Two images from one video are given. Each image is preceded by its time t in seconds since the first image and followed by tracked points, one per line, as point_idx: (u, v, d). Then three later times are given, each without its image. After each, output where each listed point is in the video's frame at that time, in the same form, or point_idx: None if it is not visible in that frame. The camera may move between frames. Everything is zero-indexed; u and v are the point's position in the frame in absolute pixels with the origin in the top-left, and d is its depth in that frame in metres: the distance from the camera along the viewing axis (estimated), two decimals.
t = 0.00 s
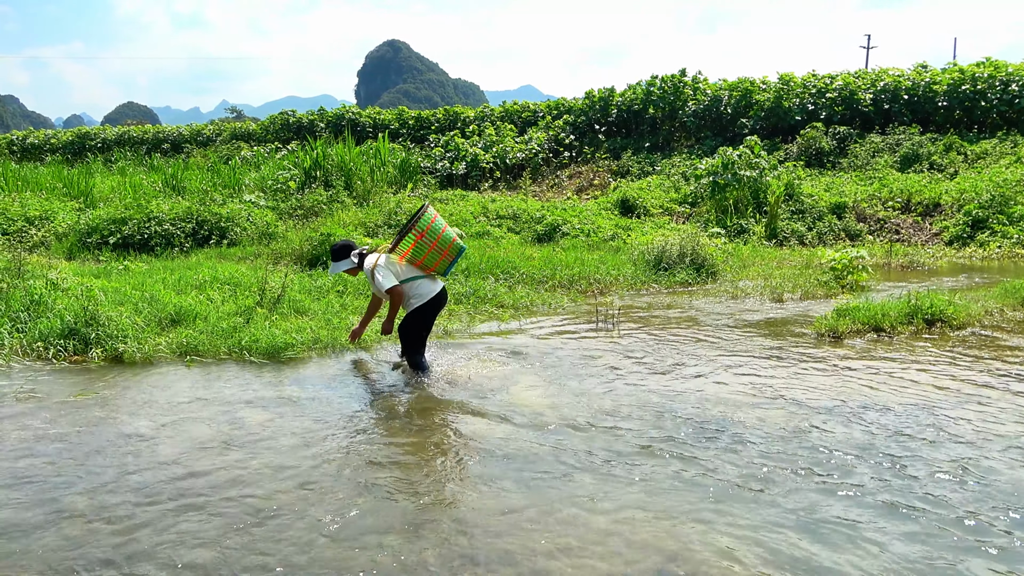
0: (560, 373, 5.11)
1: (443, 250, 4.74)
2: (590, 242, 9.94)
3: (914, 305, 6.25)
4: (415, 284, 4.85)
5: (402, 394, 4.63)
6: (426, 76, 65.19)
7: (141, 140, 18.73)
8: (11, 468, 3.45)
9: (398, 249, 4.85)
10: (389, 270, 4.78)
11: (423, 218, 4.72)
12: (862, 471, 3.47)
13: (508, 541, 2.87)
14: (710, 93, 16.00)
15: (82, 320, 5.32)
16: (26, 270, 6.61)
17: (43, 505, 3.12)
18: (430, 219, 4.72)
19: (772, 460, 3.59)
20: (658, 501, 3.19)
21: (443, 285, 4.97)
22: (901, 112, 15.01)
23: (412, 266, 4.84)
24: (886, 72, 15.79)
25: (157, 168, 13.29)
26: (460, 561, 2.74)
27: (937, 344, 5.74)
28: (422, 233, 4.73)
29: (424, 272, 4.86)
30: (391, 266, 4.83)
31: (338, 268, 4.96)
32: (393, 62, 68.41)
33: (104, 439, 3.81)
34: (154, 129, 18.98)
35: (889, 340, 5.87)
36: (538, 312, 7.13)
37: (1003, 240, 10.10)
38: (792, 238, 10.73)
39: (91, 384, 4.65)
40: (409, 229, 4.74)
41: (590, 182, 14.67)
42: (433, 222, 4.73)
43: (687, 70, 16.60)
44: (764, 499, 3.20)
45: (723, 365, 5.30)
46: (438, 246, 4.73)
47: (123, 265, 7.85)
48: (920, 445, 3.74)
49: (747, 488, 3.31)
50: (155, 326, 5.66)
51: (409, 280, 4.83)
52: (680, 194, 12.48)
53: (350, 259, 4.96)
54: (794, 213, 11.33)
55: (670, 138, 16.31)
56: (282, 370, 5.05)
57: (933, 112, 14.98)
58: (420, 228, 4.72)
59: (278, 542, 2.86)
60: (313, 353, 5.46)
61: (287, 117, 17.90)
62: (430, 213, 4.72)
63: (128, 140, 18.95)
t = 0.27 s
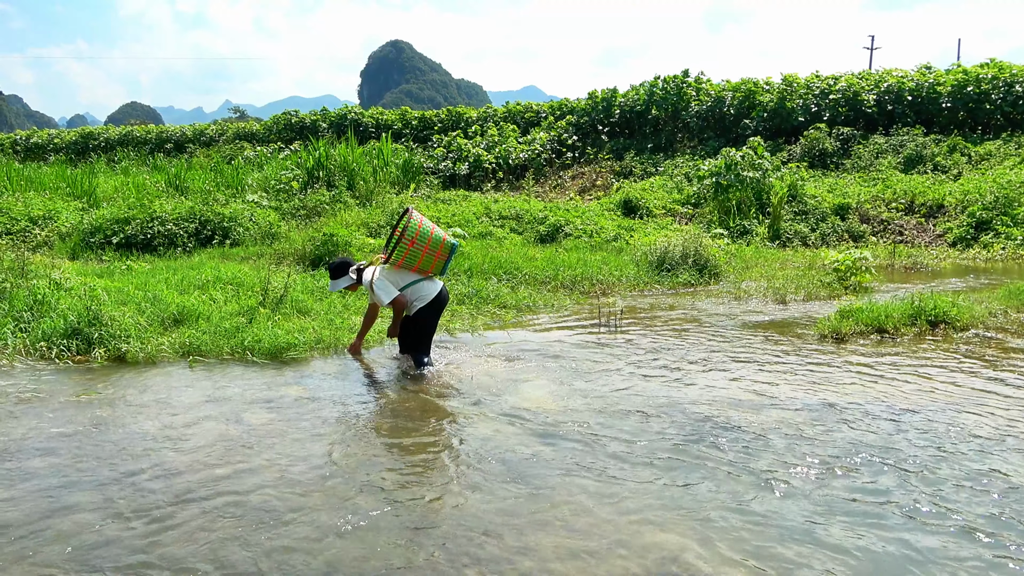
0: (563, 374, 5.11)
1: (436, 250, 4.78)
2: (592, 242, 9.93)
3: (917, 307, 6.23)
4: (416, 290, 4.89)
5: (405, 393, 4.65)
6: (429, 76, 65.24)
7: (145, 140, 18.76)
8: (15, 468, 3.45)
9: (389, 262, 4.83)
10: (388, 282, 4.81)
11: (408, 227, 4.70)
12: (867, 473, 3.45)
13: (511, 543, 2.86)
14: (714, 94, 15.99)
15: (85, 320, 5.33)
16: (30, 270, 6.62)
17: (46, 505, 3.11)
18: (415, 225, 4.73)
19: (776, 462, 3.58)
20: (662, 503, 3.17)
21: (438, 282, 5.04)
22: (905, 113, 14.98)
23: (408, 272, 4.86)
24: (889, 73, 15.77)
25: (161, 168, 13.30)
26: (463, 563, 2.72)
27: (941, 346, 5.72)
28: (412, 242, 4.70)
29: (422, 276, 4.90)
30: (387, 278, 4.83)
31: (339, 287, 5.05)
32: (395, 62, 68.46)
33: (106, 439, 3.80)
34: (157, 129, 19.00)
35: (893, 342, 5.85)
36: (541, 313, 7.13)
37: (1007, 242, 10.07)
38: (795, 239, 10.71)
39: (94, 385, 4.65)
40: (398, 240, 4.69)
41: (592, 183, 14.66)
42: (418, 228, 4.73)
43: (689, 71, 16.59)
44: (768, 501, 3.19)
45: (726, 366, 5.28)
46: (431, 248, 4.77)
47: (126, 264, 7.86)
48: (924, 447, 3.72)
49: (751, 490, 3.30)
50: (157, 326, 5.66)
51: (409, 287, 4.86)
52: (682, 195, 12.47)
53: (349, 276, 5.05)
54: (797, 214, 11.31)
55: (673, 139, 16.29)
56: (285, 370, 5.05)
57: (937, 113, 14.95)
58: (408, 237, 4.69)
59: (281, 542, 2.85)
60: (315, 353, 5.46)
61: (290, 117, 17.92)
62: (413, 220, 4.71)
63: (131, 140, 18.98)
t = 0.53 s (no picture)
0: (565, 375, 5.11)
1: (435, 251, 4.82)
2: (595, 244, 9.93)
3: (920, 309, 6.22)
4: (417, 292, 4.93)
5: (408, 395, 4.66)
6: (432, 77, 65.31)
7: (148, 141, 18.79)
8: (18, 468, 3.46)
9: (390, 264, 4.88)
10: (389, 285, 4.87)
11: (407, 229, 4.75)
12: (869, 475, 3.45)
13: (513, 544, 2.86)
14: (716, 95, 15.99)
15: (88, 320, 5.34)
16: (33, 270, 6.64)
17: (48, 505, 3.12)
18: (414, 228, 4.78)
19: (778, 464, 3.57)
20: (664, 504, 3.17)
21: (439, 284, 5.08)
22: (908, 114, 14.96)
23: (408, 275, 4.90)
24: (893, 74, 15.75)
25: (164, 169, 13.33)
26: (465, 564, 2.72)
27: (944, 348, 5.72)
28: (411, 244, 4.75)
29: (422, 278, 4.94)
30: (388, 281, 4.89)
31: (341, 292, 5.11)
32: (398, 64, 68.54)
33: (110, 440, 3.81)
34: (160, 130, 19.04)
35: (895, 344, 5.84)
36: (543, 314, 7.13)
37: (1010, 244, 10.05)
38: (798, 241, 10.70)
39: (97, 385, 4.66)
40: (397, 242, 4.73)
41: (595, 184, 14.66)
42: (417, 230, 4.78)
43: (692, 73, 16.59)
44: (770, 503, 3.19)
45: (728, 368, 5.28)
46: (430, 250, 4.81)
47: (129, 265, 7.88)
48: (927, 449, 3.72)
49: (753, 492, 3.29)
50: (160, 326, 5.67)
51: (410, 290, 4.91)
52: (685, 197, 12.47)
53: (350, 282, 5.10)
54: (799, 216, 11.30)
55: (676, 140, 16.28)
56: (287, 371, 5.06)
57: (940, 115, 14.92)
58: (407, 239, 4.74)
59: (283, 544, 2.85)
60: (318, 354, 5.47)
61: (293, 118, 17.95)
62: (412, 222, 4.76)
63: (135, 141, 19.01)
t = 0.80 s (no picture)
0: (565, 377, 5.10)
1: (435, 251, 4.84)
2: (596, 246, 9.93)
3: (922, 311, 6.21)
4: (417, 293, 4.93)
5: (409, 396, 4.66)
6: (433, 79, 65.36)
7: (149, 142, 18.81)
8: (19, 469, 3.46)
9: (390, 265, 4.88)
10: (389, 286, 4.86)
11: (408, 229, 4.76)
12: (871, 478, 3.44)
13: (514, 547, 2.85)
14: (718, 97, 15.99)
15: (89, 321, 5.34)
16: (34, 271, 6.65)
17: (49, 506, 3.12)
18: (413, 229, 4.79)
19: (780, 466, 3.57)
20: (665, 507, 3.17)
21: (439, 286, 5.09)
22: (910, 117, 14.96)
23: (408, 276, 4.90)
24: (894, 77, 15.74)
25: (165, 170, 13.34)
26: (466, 566, 2.72)
27: (945, 351, 5.70)
28: (412, 245, 4.75)
29: (422, 280, 4.95)
30: (388, 283, 4.88)
31: (341, 294, 5.10)
32: (399, 65, 68.60)
33: (110, 441, 3.81)
34: (162, 131, 19.06)
35: (897, 347, 5.83)
36: (544, 316, 7.12)
37: (1012, 246, 10.05)
38: (799, 243, 10.69)
39: (97, 387, 4.65)
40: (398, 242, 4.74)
41: (596, 186, 14.66)
42: (417, 231, 4.79)
43: (693, 74, 16.59)
44: (772, 506, 3.18)
45: (729, 371, 5.27)
46: (430, 251, 4.82)
47: (130, 266, 7.89)
48: (929, 452, 3.71)
49: (755, 494, 3.29)
50: (161, 328, 5.67)
51: (410, 291, 4.92)
52: (686, 198, 12.47)
53: (351, 284, 5.09)
54: (801, 218, 11.30)
55: (677, 142, 16.29)
56: (288, 373, 5.06)
57: (941, 117, 14.92)
58: (408, 240, 4.74)
59: (283, 545, 2.85)
60: (318, 356, 5.47)
61: (295, 119, 17.97)
62: (412, 223, 4.77)
63: (136, 142, 19.04)
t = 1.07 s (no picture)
0: (565, 379, 5.10)
1: (434, 256, 4.85)
2: (596, 248, 9.93)
3: (922, 313, 6.21)
4: (416, 297, 4.95)
5: (409, 398, 4.66)
6: (433, 82, 65.42)
7: (150, 145, 18.84)
8: (18, 472, 3.45)
9: (389, 270, 4.88)
10: (389, 290, 4.86)
11: (406, 235, 4.76)
12: (873, 480, 3.43)
13: (515, 550, 2.84)
14: (717, 99, 16.01)
15: (89, 324, 5.34)
16: (35, 274, 6.65)
17: (49, 510, 3.11)
18: (412, 233, 4.79)
19: (781, 469, 3.55)
20: (666, 510, 3.16)
21: (436, 288, 5.12)
22: (910, 118, 14.97)
23: (407, 280, 4.91)
24: (894, 79, 15.76)
25: (166, 173, 13.36)
26: (466, 571, 2.70)
27: (946, 352, 5.70)
28: (410, 251, 4.76)
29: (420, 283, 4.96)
30: (387, 287, 4.88)
31: (340, 298, 5.10)
32: (399, 68, 68.68)
33: (111, 444, 3.81)
34: (162, 134, 19.08)
35: (898, 348, 5.82)
36: (544, 318, 7.12)
37: (1012, 248, 10.05)
38: (799, 245, 10.69)
39: (97, 390, 4.65)
40: (397, 248, 4.74)
41: (596, 188, 14.67)
42: (415, 236, 4.79)
43: (693, 77, 16.61)
44: (773, 509, 3.17)
45: (729, 372, 5.27)
46: (429, 255, 4.83)
47: (130, 269, 7.90)
48: (930, 454, 3.70)
49: (756, 497, 3.27)
50: (162, 330, 5.67)
51: (410, 295, 4.93)
52: (686, 201, 12.48)
53: (350, 288, 5.09)
54: (801, 220, 11.31)
55: (677, 144, 16.30)
56: (289, 376, 5.06)
57: (941, 119, 14.93)
58: (406, 246, 4.75)
59: (283, 549, 2.84)
60: (319, 359, 5.47)
61: (295, 122, 17.99)
62: (410, 228, 4.77)
63: (137, 145, 19.06)
